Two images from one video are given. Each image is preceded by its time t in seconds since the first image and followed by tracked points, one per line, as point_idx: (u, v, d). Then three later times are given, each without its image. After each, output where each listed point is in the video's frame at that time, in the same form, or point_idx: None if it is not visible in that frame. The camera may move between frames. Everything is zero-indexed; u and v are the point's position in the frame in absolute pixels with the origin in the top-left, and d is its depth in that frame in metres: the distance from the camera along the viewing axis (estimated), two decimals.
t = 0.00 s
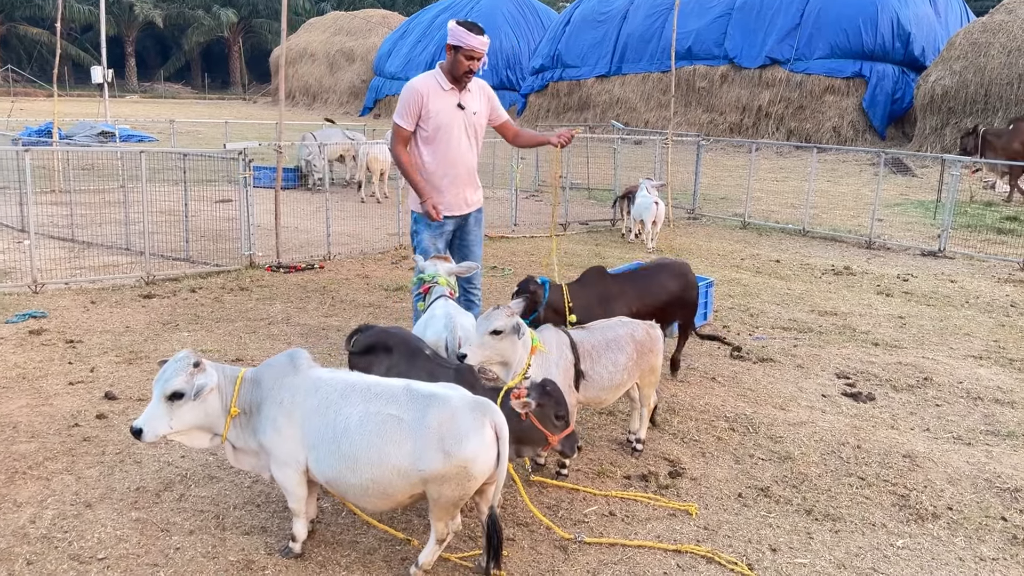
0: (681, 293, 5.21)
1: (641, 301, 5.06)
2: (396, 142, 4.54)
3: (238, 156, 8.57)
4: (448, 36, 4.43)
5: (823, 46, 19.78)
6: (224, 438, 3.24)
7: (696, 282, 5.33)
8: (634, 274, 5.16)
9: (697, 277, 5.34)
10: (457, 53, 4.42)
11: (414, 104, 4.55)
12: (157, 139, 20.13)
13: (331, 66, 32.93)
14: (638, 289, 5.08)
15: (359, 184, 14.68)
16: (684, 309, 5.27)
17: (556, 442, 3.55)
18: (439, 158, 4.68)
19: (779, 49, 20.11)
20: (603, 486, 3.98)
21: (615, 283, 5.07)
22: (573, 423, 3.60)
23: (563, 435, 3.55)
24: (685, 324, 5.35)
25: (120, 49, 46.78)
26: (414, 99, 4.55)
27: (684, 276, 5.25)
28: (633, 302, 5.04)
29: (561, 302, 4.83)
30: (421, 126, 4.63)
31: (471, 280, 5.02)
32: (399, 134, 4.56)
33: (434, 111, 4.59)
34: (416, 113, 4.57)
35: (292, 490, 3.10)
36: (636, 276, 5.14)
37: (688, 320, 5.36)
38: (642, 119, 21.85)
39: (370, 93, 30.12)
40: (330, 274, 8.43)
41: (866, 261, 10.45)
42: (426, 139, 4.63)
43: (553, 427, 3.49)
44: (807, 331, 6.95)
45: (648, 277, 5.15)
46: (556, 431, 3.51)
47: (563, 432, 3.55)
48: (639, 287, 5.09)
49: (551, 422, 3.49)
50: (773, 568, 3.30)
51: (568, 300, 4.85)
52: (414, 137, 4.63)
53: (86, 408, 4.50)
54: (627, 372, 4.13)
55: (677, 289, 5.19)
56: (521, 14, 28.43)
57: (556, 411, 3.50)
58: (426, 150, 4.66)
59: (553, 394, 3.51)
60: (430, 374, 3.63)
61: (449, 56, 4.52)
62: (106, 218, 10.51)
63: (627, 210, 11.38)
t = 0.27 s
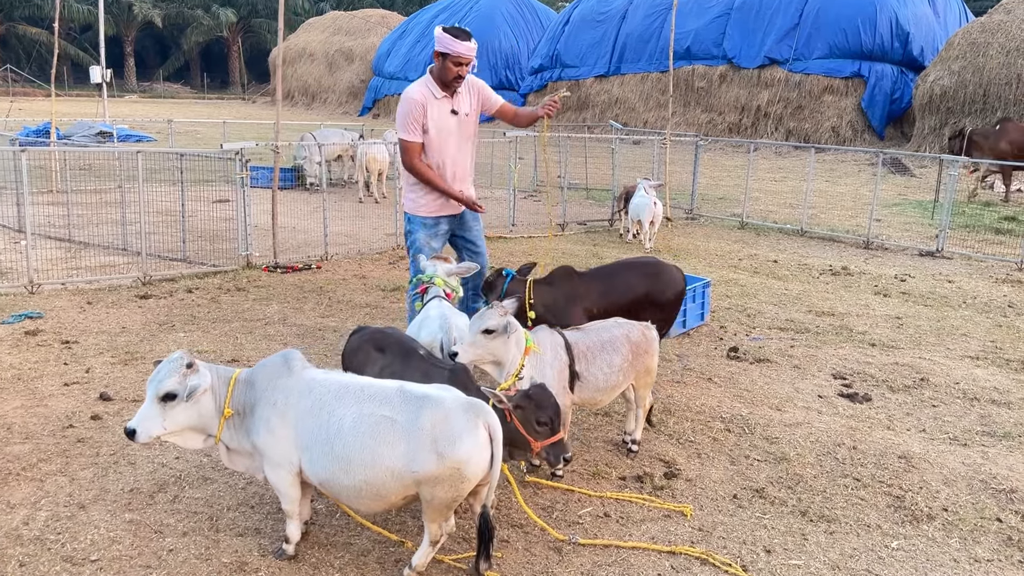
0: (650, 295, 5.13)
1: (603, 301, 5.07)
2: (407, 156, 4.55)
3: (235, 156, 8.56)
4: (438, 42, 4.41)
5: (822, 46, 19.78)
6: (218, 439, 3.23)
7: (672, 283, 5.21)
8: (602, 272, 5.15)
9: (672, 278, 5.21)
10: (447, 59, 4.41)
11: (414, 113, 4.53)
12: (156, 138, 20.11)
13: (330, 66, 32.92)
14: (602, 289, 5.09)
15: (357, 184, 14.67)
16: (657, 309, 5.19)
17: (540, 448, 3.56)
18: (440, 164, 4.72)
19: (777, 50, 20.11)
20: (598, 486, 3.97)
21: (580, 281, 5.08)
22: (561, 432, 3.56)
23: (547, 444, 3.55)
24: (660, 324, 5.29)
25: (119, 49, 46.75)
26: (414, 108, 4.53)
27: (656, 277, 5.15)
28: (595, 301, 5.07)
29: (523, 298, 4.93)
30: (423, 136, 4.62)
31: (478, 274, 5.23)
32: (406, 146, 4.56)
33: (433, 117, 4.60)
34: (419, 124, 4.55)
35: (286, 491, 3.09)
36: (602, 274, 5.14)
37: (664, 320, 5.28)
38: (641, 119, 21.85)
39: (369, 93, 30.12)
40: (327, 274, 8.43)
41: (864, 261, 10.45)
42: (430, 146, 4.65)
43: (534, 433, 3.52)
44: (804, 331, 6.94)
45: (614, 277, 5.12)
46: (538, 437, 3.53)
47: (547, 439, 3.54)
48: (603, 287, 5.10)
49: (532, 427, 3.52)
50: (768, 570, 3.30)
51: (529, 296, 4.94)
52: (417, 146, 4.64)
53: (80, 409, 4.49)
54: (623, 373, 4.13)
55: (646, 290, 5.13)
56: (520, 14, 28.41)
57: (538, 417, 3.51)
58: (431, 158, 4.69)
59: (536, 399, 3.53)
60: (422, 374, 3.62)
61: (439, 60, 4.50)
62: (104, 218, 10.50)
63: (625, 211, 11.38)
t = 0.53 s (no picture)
0: (630, 296, 5.09)
1: (578, 301, 5.05)
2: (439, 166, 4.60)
3: (234, 156, 8.56)
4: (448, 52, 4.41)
5: (822, 46, 19.78)
6: (216, 439, 3.23)
7: (655, 284, 5.13)
8: (581, 271, 5.12)
9: (657, 279, 5.12)
10: (456, 68, 4.42)
11: (432, 124, 4.55)
12: (156, 138, 20.10)
13: (330, 66, 32.93)
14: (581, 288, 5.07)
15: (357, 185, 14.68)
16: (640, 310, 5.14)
17: (530, 451, 3.51)
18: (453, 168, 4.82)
19: (778, 49, 20.10)
20: (596, 486, 3.97)
21: (558, 279, 5.06)
22: (551, 436, 3.51)
23: (538, 447, 3.50)
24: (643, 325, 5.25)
25: (120, 49, 46.78)
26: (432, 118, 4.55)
27: (639, 279, 5.09)
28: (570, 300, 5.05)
29: (503, 290, 4.99)
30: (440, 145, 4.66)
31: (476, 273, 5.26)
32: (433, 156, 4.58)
33: (449, 125, 4.63)
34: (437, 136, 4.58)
35: (283, 492, 3.09)
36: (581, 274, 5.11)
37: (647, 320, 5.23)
38: (641, 118, 21.85)
39: (369, 93, 30.12)
40: (327, 274, 8.43)
41: (864, 261, 10.44)
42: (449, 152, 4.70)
43: (524, 435, 3.48)
44: (803, 331, 6.94)
45: (593, 277, 5.10)
46: (529, 440, 3.48)
47: (537, 443, 3.50)
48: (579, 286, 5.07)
49: (523, 429, 3.48)
50: (766, 571, 3.29)
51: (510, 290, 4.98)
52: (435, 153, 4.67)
53: (79, 409, 4.49)
54: (622, 373, 4.12)
55: (626, 292, 5.09)
56: (520, 14, 28.40)
57: (528, 420, 3.48)
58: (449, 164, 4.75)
59: (527, 401, 3.51)
60: (422, 374, 3.63)
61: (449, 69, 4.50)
62: (103, 218, 10.49)
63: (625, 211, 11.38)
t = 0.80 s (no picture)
0: (605, 291, 5.06)
1: (554, 295, 5.10)
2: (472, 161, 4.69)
3: (235, 155, 8.55)
4: (476, 51, 4.59)
5: (824, 45, 19.77)
6: (215, 438, 3.22)
7: (632, 282, 5.06)
8: (562, 266, 5.19)
9: (633, 277, 5.06)
10: (482, 67, 4.59)
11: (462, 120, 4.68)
12: (157, 137, 20.10)
13: (331, 66, 32.93)
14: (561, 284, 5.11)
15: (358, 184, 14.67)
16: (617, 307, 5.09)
17: (530, 447, 3.50)
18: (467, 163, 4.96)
19: (779, 49, 20.08)
20: (596, 486, 3.97)
21: (538, 272, 5.17)
22: (550, 432, 3.52)
23: (537, 444, 3.51)
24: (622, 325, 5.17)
25: (122, 49, 46.80)
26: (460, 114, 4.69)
27: (614, 275, 5.05)
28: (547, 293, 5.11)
29: (498, 277, 5.18)
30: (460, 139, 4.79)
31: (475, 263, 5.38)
32: (467, 150, 4.69)
33: (473, 121, 4.80)
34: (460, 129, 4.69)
35: (282, 491, 3.08)
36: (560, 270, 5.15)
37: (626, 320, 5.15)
38: (642, 118, 21.84)
39: (370, 92, 30.11)
40: (327, 273, 8.42)
41: (865, 261, 10.42)
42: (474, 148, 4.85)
43: (523, 431, 3.47)
44: (804, 331, 6.93)
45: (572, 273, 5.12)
46: (528, 436, 3.48)
47: (537, 439, 3.50)
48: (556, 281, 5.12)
49: (522, 425, 3.47)
50: (766, 571, 3.29)
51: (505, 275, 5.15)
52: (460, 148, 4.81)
53: (78, 408, 4.48)
54: (622, 373, 4.11)
55: (600, 288, 5.06)
56: (521, 13, 28.39)
57: (527, 416, 3.48)
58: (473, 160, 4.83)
59: (525, 398, 3.50)
60: (422, 373, 3.63)
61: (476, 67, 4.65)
62: (103, 217, 10.48)
63: (625, 210, 11.36)
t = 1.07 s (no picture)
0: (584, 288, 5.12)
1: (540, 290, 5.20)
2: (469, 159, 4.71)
3: (235, 155, 8.55)
4: (483, 50, 4.60)
5: (825, 45, 19.75)
6: (215, 437, 3.22)
7: (611, 281, 5.11)
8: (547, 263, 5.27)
9: (612, 275, 5.10)
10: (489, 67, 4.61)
11: (467, 117, 4.70)
12: (158, 137, 20.11)
13: (332, 65, 32.93)
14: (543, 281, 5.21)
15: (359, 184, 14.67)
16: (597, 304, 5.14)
17: (529, 443, 3.47)
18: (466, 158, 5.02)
19: (780, 49, 20.07)
20: (596, 486, 3.97)
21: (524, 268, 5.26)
22: (549, 427, 3.47)
23: (536, 441, 3.46)
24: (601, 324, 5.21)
25: (123, 48, 46.83)
26: (466, 113, 4.71)
27: (593, 273, 5.12)
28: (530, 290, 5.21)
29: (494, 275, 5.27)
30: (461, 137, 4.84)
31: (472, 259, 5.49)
32: (468, 148, 4.70)
33: (478, 120, 4.83)
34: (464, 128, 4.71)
35: (282, 491, 3.08)
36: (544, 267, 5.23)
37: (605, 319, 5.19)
38: (643, 117, 21.83)
39: (371, 92, 30.12)
40: (328, 273, 8.42)
41: (866, 260, 10.41)
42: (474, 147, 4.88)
43: (521, 427, 3.43)
44: (805, 331, 6.93)
45: (554, 270, 5.20)
46: (525, 431, 3.44)
47: (535, 434, 3.46)
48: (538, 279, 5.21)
49: (520, 421, 3.44)
50: (766, 571, 3.28)
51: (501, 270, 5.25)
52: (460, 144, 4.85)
53: (78, 408, 4.48)
54: (622, 373, 4.11)
55: (580, 285, 5.13)
56: (523, 12, 28.37)
57: (524, 412, 3.43)
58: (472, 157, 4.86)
59: (521, 392, 3.46)
60: (422, 372, 3.63)
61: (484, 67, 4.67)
62: (104, 217, 10.48)
63: (626, 210, 11.36)
